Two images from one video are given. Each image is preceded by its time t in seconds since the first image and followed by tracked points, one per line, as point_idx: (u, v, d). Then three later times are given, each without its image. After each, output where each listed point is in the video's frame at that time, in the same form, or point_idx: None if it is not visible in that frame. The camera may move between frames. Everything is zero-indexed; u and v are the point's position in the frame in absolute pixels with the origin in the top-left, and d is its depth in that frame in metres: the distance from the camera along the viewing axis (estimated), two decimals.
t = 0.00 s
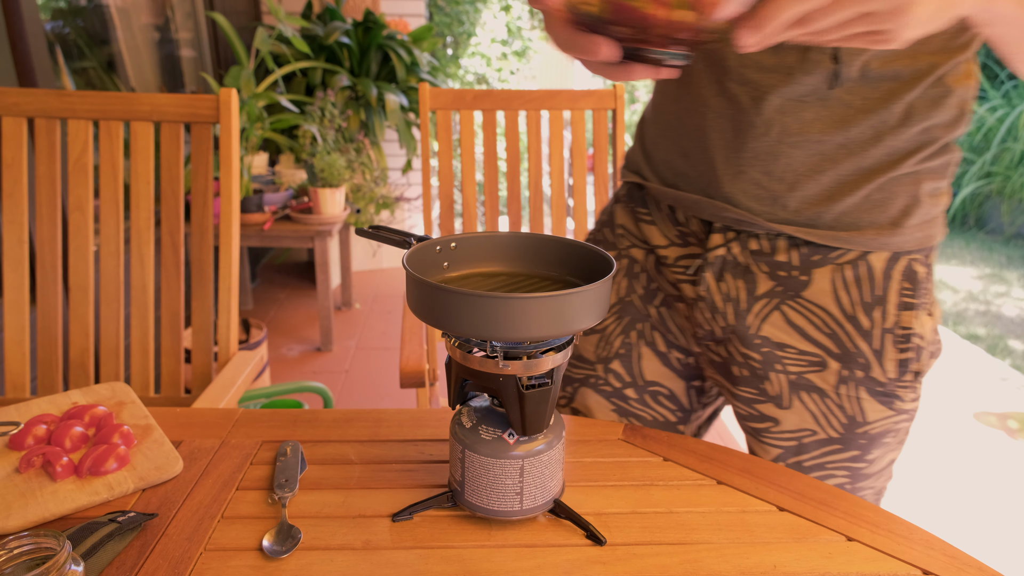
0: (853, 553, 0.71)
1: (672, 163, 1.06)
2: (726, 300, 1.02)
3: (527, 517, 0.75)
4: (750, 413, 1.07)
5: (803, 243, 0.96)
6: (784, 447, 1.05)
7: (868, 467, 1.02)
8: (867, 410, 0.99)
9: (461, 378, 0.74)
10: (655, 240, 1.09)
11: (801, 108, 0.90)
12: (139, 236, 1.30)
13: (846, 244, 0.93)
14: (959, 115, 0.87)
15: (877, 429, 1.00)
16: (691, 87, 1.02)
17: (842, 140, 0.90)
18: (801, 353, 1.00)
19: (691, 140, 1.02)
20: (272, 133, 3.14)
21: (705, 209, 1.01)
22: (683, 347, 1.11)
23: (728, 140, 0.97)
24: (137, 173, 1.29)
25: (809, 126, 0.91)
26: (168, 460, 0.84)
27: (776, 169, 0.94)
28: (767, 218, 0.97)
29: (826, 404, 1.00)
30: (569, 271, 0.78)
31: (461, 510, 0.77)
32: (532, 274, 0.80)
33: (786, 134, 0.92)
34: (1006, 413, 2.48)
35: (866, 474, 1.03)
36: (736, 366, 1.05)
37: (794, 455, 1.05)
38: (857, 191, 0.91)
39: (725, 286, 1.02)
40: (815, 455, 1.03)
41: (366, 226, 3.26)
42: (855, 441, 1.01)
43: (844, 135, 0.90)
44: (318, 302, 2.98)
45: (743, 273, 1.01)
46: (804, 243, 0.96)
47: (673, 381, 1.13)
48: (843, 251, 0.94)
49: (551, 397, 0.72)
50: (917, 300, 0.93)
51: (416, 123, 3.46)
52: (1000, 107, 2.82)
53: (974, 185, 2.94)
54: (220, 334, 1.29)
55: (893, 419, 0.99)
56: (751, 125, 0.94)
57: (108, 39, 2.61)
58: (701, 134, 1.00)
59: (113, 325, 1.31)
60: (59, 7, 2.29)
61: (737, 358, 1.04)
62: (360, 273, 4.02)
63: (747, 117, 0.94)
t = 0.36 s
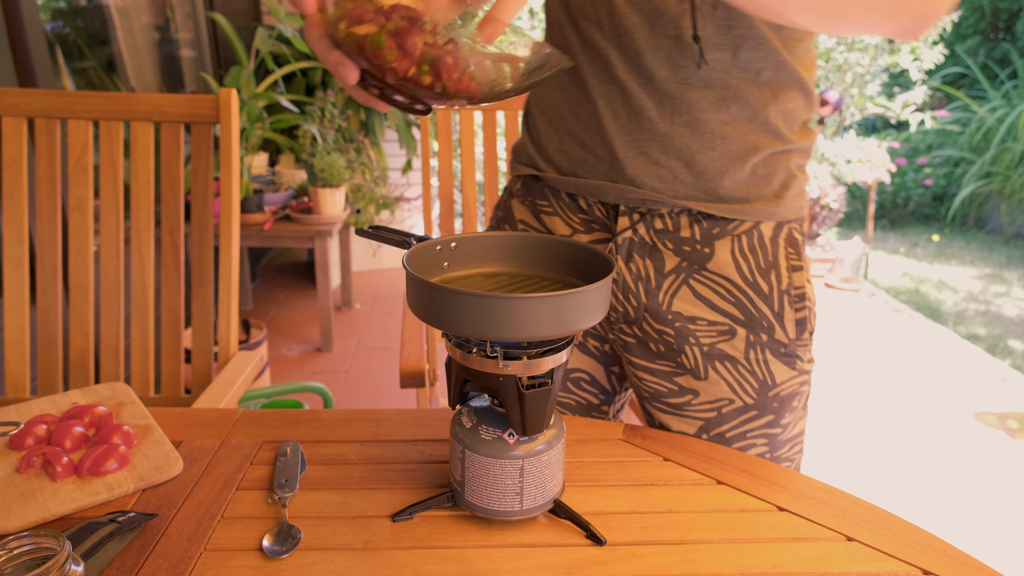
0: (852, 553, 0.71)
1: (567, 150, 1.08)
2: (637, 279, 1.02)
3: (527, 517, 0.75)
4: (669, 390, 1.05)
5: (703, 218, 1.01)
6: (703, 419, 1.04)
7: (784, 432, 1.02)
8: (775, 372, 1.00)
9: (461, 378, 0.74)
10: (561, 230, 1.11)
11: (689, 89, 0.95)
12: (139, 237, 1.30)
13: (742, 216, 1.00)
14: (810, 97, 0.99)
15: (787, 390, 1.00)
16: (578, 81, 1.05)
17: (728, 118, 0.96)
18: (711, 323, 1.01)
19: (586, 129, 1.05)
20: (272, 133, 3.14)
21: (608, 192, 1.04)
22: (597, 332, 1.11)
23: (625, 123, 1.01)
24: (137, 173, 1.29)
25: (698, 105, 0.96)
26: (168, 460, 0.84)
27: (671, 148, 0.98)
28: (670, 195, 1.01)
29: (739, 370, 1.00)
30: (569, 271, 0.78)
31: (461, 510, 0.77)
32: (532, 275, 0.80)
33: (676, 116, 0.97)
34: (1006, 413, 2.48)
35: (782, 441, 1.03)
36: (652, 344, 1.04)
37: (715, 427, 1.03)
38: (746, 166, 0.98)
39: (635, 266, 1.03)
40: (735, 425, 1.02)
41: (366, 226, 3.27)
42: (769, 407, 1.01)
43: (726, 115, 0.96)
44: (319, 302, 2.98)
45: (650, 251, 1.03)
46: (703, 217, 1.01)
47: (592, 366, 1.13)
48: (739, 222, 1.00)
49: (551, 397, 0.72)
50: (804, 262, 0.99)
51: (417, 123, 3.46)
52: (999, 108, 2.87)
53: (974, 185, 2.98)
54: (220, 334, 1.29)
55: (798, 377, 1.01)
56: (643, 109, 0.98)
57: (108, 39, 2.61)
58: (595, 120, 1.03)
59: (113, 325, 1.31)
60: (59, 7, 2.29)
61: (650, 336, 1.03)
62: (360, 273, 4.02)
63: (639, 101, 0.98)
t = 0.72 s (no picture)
0: (851, 553, 0.71)
1: (514, 147, 1.08)
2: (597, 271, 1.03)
3: (527, 517, 0.75)
4: (633, 380, 1.06)
5: (655, 206, 1.02)
6: (668, 408, 1.05)
7: (746, 418, 1.05)
8: (733, 355, 1.02)
9: (461, 378, 0.74)
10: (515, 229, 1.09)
11: (631, 78, 0.96)
12: (139, 236, 1.30)
13: (690, 202, 1.01)
14: (744, 85, 1.01)
15: (745, 373, 1.03)
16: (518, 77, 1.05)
17: (671, 106, 0.97)
18: (670, 311, 1.03)
19: (531, 123, 1.05)
20: (272, 133, 3.14)
21: (560, 185, 1.03)
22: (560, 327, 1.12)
23: (571, 116, 1.00)
24: (137, 173, 1.29)
25: (641, 95, 0.97)
26: (168, 460, 0.84)
27: (619, 138, 0.99)
28: (621, 184, 1.02)
29: (699, 356, 1.03)
30: (568, 271, 0.78)
31: (460, 510, 0.77)
32: (531, 275, 0.80)
33: (622, 105, 0.97)
34: (1006, 413, 2.48)
35: (745, 427, 1.06)
36: (614, 336, 1.05)
37: (680, 415, 1.05)
38: (692, 152, 0.99)
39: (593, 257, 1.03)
40: (699, 412, 1.04)
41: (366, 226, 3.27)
42: (729, 390, 1.03)
43: (669, 103, 0.97)
44: (318, 302, 2.98)
45: (606, 241, 1.03)
46: (655, 206, 1.02)
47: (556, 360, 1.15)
48: (689, 209, 1.02)
49: (551, 397, 0.72)
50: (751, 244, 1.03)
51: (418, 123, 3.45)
52: (999, 108, 2.87)
53: (975, 185, 3.01)
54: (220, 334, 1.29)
55: (754, 360, 1.03)
56: (590, 100, 0.98)
57: (108, 39, 2.61)
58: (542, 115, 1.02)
59: (113, 325, 1.31)
60: (59, 7, 2.29)
61: (613, 328, 1.04)
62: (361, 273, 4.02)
63: (585, 93, 0.98)
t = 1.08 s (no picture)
0: (851, 553, 0.71)
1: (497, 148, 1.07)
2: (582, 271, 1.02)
3: (527, 517, 0.75)
4: (622, 380, 1.07)
5: (639, 205, 1.02)
6: (659, 406, 1.06)
7: (736, 412, 1.07)
8: (721, 351, 1.04)
9: (461, 378, 0.74)
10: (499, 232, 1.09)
11: (613, 77, 0.96)
12: (139, 236, 1.30)
13: (673, 200, 1.01)
14: (725, 84, 1.01)
15: (734, 368, 1.04)
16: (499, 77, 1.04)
17: (652, 105, 0.97)
18: (656, 309, 1.03)
19: (513, 123, 1.04)
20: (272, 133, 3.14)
21: (544, 185, 1.02)
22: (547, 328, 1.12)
23: (554, 115, 1.00)
24: (137, 173, 1.29)
25: (624, 94, 0.96)
26: (168, 460, 0.84)
27: (602, 137, 0.99)
28: (604, 183, 1.01)
29: (687, 353, 1.04)
30: (568, 271, 0.78)
31: (461, 510, 0.77)
32: (532, 274, 0.80)
33: (604, 104, 0.97)
34: (1006, 413, 2.48)
35: (735, 423, 1.07)
36: (602, 336, 1.05)
37: (670, 413, 1.06)
38: (674, 151, 0.99)
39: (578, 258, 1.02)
40: (689, 409, 1.05)
41: (366, 226, 3.27)
42: (719, 386, 1.05)
43: (649, 101, 0.97)
44: (319, 302, 2.98)
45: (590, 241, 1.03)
46: (639, 204, 1.02)
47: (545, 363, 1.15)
48: (673, 206, 1.01)
49: (551, 397, 0.72)
50: (735, 240, 1.04)
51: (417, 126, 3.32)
52: (999, 108, 2.89)
53: (975, 185, 3.04)
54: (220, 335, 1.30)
55: (741, 355, 1.05)
56: (572, 100, 0.98)
57: (108, 39, 2.61)
58: (524, 114, 1.02)
59: (113, 325, 1.31)
60: (59, 7, 2.29)
61: (601, 328, 1.04)
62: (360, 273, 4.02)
63: (568, 92, 0.98)
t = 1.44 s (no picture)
0: (852, 553, 0.71)
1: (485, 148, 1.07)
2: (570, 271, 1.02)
3: (527, 517, 0.75)
4: (611, 381, 1.08)
5: (627, 205, 1.02)
6: (647, 407, 1.08)
7: (725, 414, 1.07)
8: (710, 352, 1.05)
9: (462, 378, 0.75)
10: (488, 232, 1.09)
11: (600, 78, 0.95)
12: (139, 236, 1.30)
13: (661, 200, 1.01)
14: (716, 84, 1.00)
15: (724, 369, 1.06)
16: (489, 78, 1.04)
17: (640, 106, 0.97)
18: (645, 310, 1.04)
19: (502, 124, 1.04)
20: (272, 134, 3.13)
21: (531, 186, 1.02)
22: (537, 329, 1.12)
23: (541, 116, 1.00)
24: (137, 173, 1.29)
25: (611, 95, 0.96)
26: (168, 460, 0.84)
27: (589, 138, 0.99)
28: (592, 184, 1.01)
29: (676, 353, 1.05)
30: (568, 271, 0.78)
31: (461, 510, 0.77)
32: (531, 274, 0.80)
33: (591, 105, 0.97)
34: (1006, 413, 2.48)
35: (725, 423, 1.08)
36: (592, 337, 1.06)
37: (659, 413, 1.08)
38: (662, 152, 0.98)
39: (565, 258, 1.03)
40: (678, 409, 1.07)
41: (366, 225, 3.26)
42: (708, 387, 1.06)
43: (637, 102, 0.97)
44: (319, 302, 2.98)
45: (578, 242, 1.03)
46: (627, 205, 1.02)
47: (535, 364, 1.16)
48: (661, 207, 1.01)
49: (551, 397, 0.72)
50: (725, 242, 1.03)
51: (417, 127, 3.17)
52: (999, 108, 2.86)
53: (975, 185, 2.99)
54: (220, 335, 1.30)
55: (731, 356, 1.06)
56: (559, 100, 0.98)
57: (108, 40, 2.60)
58: (513, 115, 1.02)
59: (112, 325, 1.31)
60: (59, 7, 2.29)
61: (590, 329, 1.05)
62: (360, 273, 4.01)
63: (555, 93, 0.98)
